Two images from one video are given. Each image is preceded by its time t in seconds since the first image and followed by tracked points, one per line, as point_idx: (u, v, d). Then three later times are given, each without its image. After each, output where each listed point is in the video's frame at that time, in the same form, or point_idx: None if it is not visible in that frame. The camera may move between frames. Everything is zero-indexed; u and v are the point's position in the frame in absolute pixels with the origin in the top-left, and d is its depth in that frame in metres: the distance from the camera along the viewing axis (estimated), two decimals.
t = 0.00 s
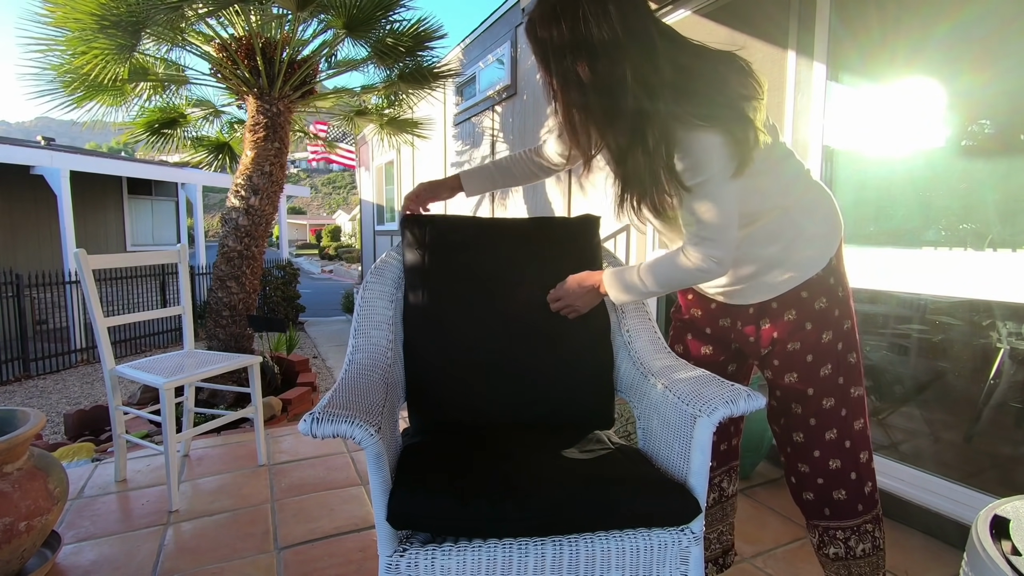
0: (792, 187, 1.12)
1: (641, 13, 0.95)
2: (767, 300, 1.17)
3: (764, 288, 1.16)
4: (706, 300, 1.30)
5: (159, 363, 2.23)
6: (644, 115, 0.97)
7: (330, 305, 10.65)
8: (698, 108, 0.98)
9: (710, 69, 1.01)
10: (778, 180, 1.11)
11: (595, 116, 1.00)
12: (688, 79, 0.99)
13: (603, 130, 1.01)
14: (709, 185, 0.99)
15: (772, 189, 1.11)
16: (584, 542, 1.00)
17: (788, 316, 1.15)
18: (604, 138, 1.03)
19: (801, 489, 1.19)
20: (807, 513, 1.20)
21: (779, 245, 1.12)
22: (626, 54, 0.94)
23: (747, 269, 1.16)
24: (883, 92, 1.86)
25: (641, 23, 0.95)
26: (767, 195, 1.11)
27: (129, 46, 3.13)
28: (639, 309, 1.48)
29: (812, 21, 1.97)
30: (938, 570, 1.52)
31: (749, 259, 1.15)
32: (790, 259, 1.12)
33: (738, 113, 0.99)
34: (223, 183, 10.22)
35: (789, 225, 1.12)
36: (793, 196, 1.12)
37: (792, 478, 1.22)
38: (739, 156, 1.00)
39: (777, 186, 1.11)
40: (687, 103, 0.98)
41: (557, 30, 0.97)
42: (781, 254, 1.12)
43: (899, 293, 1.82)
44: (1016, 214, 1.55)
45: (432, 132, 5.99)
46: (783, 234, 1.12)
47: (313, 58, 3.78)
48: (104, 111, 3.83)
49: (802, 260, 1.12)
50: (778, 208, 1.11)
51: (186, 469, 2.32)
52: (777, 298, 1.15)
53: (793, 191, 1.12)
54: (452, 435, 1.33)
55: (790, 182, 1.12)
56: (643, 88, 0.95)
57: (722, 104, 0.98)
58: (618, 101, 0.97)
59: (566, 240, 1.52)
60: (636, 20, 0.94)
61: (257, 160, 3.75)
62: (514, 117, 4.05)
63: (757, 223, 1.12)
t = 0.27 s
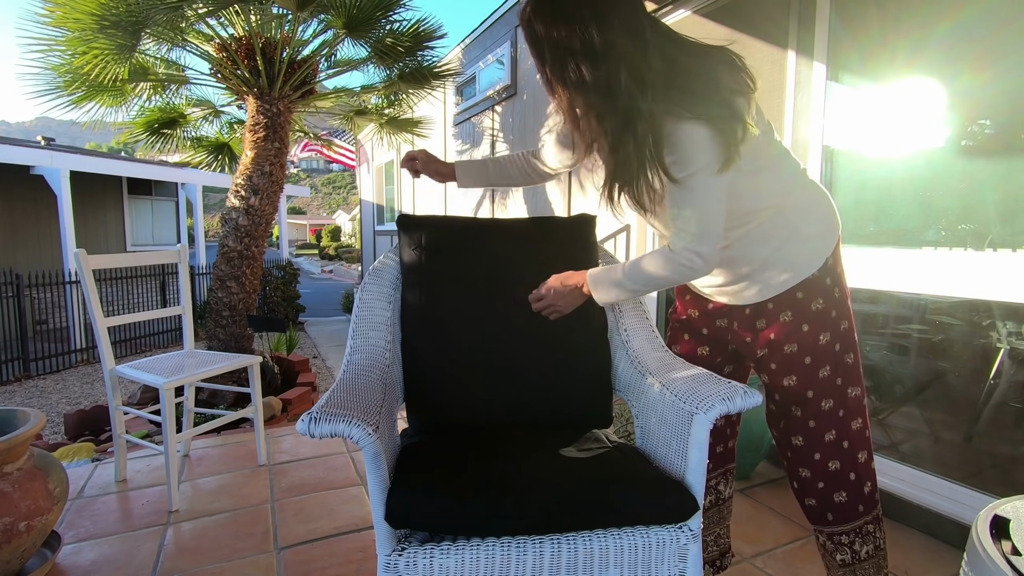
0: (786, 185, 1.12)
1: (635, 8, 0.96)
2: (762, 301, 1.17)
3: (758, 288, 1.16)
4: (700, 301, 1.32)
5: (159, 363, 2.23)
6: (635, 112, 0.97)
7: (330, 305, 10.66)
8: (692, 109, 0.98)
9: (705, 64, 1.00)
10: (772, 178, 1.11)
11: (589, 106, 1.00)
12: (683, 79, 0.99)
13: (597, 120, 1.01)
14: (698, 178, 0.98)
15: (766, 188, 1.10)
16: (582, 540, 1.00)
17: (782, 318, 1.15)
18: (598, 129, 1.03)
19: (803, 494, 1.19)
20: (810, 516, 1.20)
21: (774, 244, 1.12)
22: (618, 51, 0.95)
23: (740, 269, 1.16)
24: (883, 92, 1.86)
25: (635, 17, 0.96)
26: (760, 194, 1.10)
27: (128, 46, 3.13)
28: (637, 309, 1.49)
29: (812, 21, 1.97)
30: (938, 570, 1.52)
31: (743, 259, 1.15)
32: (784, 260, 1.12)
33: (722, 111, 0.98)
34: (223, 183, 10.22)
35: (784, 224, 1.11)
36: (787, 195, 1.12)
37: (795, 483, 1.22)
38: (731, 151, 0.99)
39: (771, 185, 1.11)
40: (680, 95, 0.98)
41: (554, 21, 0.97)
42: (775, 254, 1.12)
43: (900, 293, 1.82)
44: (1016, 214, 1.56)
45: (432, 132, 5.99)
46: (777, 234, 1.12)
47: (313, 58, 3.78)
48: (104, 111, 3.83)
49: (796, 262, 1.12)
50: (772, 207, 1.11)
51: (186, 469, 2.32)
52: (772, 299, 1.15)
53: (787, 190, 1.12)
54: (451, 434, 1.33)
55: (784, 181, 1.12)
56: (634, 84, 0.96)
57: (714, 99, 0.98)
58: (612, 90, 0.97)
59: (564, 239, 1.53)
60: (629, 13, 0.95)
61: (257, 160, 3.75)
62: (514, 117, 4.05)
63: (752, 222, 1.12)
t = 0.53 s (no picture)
0: (773, 187, 1.12)
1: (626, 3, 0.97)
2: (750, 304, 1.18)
3: (745, 289, 1.16)
4: (695, 300, 1.34)
5: (159, 363, 2.23)
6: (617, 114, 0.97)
7: (330, 305, 10.66)
8: (672, 109, 0.99)
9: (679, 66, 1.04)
10: (759, 179, 1.11)
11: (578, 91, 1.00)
12: (666, 77, 1.00)
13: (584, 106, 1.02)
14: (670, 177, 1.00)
15: (753, 190, 1.10)
16: (582, 540, 1.00)
17: (771, 321, 1.15)
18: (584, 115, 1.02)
19: (798, 496, 1.18)
20: (805, 520, 1.20)
21: (761, 245, 1.12)
22: (607, 50, 0.95)
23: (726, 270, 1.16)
24: (883, 92, 1.86)
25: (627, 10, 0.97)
26: (747, 195, 1.10)
27: (128, 46, 3.13)
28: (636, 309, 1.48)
29: (812, 21, 1.97)
30: (938, 570, 1.52)
31: (728, 259, 1.15)
32: (771, 262, 1.12)
33: (706, 124, 0.99)
34: (223, 183, 10.22)
35: (770, 225, 1.12)
36: (774, 197, 1.12)
37: (788, 485, 1.21)
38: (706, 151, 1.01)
39: (759, 186, 1.11)
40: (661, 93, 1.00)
41: (546, 12, 0.97)
42: (761, 256, 1.12)
43: (899, 293, 1.82)
44: (1016, 214, 1.56)
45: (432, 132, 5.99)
46: (763, 235, 1.12)
47: (313, 58, 3.78)
48: (104, 111, 3.83)
49: (783, 264, 1.12)
50: (758, 209, 1.11)
51: (186, 469, 2.32)
52: (760, 302, 1.16)
53: (774, 191, 1.12)
54: (451, 434, 1.33)
55: (772, 181, 1.12)
56: (617, 85, 0.96)
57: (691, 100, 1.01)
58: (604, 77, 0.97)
59: (564, 239, 1.52)
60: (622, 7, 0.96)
61: (257, 160, 3.74)
62: (514, 117, 4.05)
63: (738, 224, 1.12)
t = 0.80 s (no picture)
0: (762, 188, 1.12)
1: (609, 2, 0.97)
2: (741, 304, 1.18)
3: (736, 289, 1.16)
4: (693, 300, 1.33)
5: (158, 363, 2.23)
6: (600, 117, 0.97)
7: (330, 305, 10.66)
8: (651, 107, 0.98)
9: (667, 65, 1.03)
10: (747, 179, 1.11)
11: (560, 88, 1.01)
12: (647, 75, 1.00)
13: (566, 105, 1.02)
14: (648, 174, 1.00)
15: (742, 190, 1.10)
16: (582, 540, 1.00)
17: (763, 321, 1.15)
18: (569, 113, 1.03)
19: (794, 497, 1.18)
20: (801, 520, 1.20)
21: (752, 245, 1.11)
22: (589, 55, 0.96)
23: (716, 270, 1.16)
24: (883, 92, 1.86)
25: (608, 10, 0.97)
26: (735, 195, 1.10)
27: (128, 46, 3.13)
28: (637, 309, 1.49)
29: (812, 21, 1.97)
30: (938, 570, 1.52)
31: (717, 259, 1.15)
32: (762, 262, 1.12)
33: (686, 128, 1.00)
34: (223, 183, 10.22)
35: (759, 226, 1.11)
36: (764, 197, 1.12)
37: (784, 486, 1.21)
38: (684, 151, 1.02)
39: (747, 186, 1.11)
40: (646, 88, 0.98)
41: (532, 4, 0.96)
42: (750, 257, 1.12)
43: (899, 293, 1.81)
44: (1016, 214, 1.56)
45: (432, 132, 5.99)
46: (753, 236, 1.11)
47: (313, 58, 3.78)
48: (104, 111, 3.83)
49: (774, 264, 1.12)
50: (746, 209, 1.11)
51: (186, 469, 2.32)
52: (752, 302, 1.16)
53: (763, 191, 1.12)
54: (452, 434, 1.33)
55: (760, 181, 1.12)
56: (597, 90, 0.97)
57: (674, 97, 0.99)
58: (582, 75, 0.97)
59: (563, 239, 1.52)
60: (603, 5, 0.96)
61: (257, 160, 3.75)
62: (514, 117, 4.05)
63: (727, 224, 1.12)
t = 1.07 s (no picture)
0: (753, 184, 1.12)
1: None
2: (734, 301, 1.18)
3: (729, 285, 1.16)
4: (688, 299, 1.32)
5: (158, 363, 2.22)
6: (579, 107, 0.99)
7: (330, 305, 10.66)
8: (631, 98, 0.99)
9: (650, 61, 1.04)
10: (739, 176, 1.11)
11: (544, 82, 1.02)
12: (628, 69, 1.01)
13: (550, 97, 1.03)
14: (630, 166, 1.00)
15: (734, 187, 1.10)
16: (582, 540, 1.00)
17: (755, 319, 1.15)
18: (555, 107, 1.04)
19: (786, 494, 1.18)
20: (795, 518, 1.20)
21: (744, 241, 1.11)
22: (574, 47, 0.97)
23: (710, 267, 1.15)
24: (883, 92, 1.87)
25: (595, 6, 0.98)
26: (728, 192, 1.10)
27: (128, 46, 3.13)
28: (637, 311, 1.49)
29: (812, 21, 1.97)
30: (938, 570, 1.52)
31: (710, 256, 1.14)
32: (754, 259, 1.12)
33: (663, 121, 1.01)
34: (223, 183, 10.22)
35: (751, 222, 1.11)
36: (755, 194, 1.12)
37: (778, 484, 1.21)
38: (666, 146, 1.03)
39: (739, 183, 1.11)
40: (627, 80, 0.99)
41: None
42: (741, 253, 1.12)
43: (899, 294, 1.81)
44: (1016, 215, 1.56)
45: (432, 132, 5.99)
46: (744, 232, 1.11)
47: (313, 58, 3.78)
48: (104, 111, 3.83)
49: (765, 260, 1.12)
50: (737, 205, 1.11)
51: (186, 469, 2.32)
52: (745, 299, 1.16)
53: (754, 188, 1.12)
54: (452, 434, 1.33)
55: (752, 178, 1.12)
56: (578, 82, 0.98)
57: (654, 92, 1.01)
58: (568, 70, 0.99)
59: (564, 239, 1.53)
60: None
61: (257, 160, 3.74)
62: (514, 117, 4.05)
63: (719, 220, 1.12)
